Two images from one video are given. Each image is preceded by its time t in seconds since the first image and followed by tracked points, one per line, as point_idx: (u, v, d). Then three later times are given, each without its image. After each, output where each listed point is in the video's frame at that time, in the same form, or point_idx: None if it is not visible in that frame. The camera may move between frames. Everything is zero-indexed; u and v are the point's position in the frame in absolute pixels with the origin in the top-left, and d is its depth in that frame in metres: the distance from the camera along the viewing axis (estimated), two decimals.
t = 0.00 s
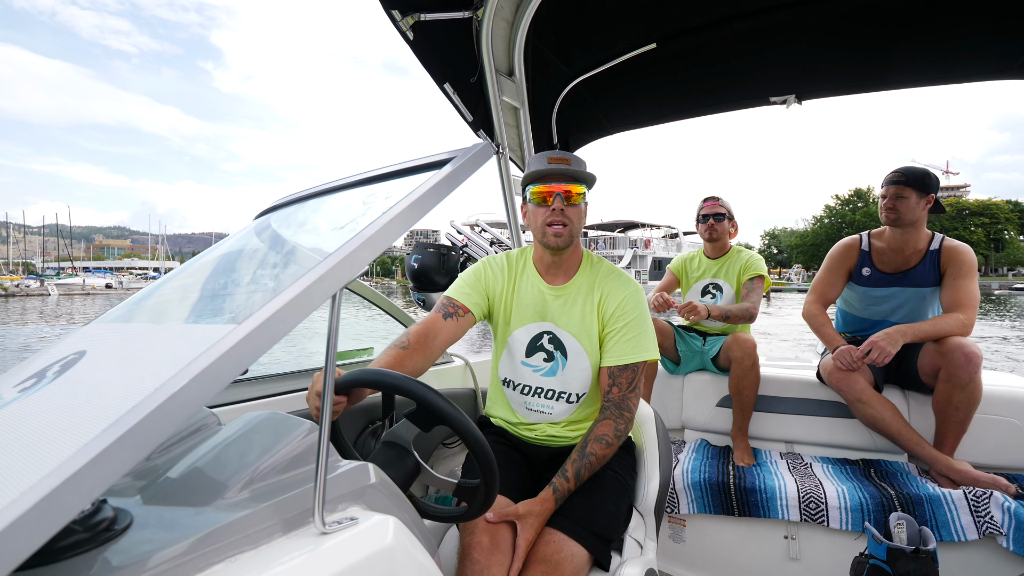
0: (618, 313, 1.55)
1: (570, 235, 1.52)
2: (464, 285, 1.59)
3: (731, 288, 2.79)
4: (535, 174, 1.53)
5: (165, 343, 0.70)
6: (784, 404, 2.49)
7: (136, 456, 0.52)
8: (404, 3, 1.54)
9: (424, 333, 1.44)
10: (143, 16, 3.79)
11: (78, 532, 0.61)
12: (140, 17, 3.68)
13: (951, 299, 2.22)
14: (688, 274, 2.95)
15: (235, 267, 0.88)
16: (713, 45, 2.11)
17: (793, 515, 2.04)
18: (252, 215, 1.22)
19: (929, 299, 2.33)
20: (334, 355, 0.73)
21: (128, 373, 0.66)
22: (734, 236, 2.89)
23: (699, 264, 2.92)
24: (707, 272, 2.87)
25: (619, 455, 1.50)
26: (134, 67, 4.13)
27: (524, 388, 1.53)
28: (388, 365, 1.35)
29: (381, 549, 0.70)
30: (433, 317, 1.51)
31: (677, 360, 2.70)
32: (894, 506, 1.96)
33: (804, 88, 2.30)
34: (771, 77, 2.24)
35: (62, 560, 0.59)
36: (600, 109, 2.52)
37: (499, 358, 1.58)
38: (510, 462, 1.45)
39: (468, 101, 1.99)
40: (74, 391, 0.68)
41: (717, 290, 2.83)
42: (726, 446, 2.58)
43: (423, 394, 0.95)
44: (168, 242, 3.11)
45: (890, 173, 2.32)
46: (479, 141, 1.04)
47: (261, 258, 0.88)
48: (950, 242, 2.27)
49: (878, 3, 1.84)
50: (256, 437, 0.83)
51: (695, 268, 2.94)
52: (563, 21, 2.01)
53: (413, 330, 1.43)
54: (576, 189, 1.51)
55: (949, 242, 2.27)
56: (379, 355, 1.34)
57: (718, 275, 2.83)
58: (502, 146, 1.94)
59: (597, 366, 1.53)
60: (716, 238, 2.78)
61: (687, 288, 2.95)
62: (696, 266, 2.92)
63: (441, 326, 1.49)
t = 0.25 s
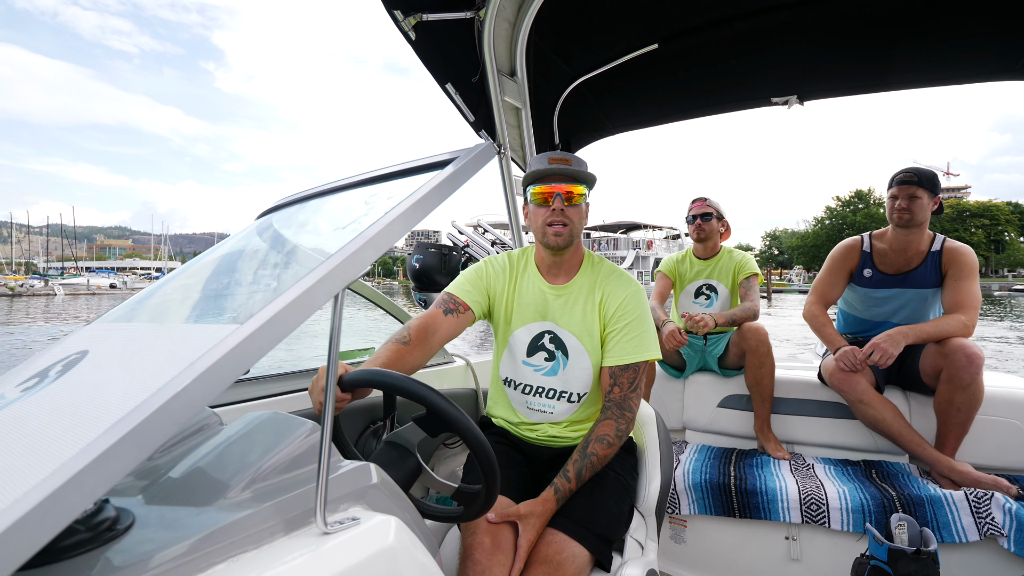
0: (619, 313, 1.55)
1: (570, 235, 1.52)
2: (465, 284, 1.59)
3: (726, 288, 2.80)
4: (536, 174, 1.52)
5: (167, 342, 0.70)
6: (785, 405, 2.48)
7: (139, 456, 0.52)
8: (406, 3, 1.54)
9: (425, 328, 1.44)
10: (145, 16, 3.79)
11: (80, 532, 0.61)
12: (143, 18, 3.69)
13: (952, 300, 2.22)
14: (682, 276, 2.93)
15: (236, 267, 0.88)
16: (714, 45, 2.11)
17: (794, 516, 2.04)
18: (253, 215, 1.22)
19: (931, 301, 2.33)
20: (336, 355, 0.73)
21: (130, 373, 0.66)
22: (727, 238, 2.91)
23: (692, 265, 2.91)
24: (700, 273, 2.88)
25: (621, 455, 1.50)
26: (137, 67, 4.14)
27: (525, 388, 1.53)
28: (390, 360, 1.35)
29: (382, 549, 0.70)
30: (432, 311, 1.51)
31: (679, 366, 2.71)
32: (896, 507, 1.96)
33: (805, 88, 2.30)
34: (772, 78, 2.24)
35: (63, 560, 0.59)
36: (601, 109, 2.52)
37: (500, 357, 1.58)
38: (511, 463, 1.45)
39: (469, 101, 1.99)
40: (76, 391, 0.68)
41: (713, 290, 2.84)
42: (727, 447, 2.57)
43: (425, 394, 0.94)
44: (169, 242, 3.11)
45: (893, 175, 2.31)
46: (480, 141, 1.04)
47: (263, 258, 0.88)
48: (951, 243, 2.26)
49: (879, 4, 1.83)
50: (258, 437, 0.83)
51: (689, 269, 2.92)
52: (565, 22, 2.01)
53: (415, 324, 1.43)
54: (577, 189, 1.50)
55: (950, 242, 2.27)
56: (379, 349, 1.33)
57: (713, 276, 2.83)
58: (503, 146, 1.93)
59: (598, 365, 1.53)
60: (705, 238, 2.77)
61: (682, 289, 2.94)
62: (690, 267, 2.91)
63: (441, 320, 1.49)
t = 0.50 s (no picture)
0: (619, 316, 1.55)
1: (564, 239, 1.52)
2: (465, 286, 1.59)
3: (730, 294, 2.80)
4: (533, 176, 1.52)
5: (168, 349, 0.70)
6: (785, 408, 2.48)
7: (140, 462, 0.52)
8: (406, 8, 1.55)
9: (426, 326, 1.45)
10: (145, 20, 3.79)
11: (79, 539, 0.61)
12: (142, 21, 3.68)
13: (952, 303, 2.22)
14: (686, 280, 2.92)
15: (236, 273, 0.88)
16: (713, 48, 2.12)
17: (794, 520, 2.03)
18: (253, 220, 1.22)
19: (930, 303, 2.33)
20: (336, 361, 0.73)
21: (130, 380, 0.66)
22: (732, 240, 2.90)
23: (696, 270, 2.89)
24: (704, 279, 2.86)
25: (620, 459, 1.50)
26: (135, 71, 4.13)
27: (525, 391, 1.52)
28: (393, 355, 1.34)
29: (381, 555, 0.70)
30: (433, 310, 1.52)
31: (680, 370, 2.71)
32: (896, 511, 1.96)
33: (804, 92, 2.30)
34: (771, 80, 2.24)
35: (62, 567, 0.58)
36: (600, 113, 2.53)
37: (499, 361, 1.58)
38: (511, 467, 1.45)
39: (469, 106, 2.00)
40: (76, 396, 0.68)
41: (716, 295, 2.83)
42: (727, 450, 2.57)
43: (424, 398, 0.94)
44: (168, 244, 3.11)
45: (893, 178, 2.31)
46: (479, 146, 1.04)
47: (263, 264, 0.88)
48: (950, 246, 2.27)
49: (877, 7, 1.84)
50: (258, 443, 0.83)
51: (692, 274, 2.90)
52: (563, 26, 2.01)
53: (416, 322, 1.44)
54: (572, 192, 1.49)
55: (949, 245, 2.27)
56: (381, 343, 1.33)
57: (717, 281, 2.83)
58: (503, 151, 1.94)
59: (598, 369, 1.53)
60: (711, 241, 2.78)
61: (684, 294, 2.93)
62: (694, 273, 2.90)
63: (442, 319, 1.50)
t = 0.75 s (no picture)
0: (619, 317, 1.55)
1: (556, 241, 1.52)
2: (464, 287, 1.59)
3: (734, 297, 2.79)
4: (527, 177, 1.53)
5: (168, 351, 0.70)
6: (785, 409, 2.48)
7: (139, 464, 0.53)
8: (406, 9, 1.55)
9: (427, 325, 1.45)
10: (144, 20, 3.79)
11: (78, 541, 0.61)
12: (141, 21, 3.69)
13: (951, 303, 2.22)
14: (692, 281, 2.93)
15: (237, 274, 0.88)
16: (713, 49, 2.12)
17: (795, 520, 2.03)
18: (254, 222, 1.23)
19: (930, 303, 2.33)
20: (336, 363, 0.73)
21: (130, 381, 0.66)
22: (740, 241, 2.89)
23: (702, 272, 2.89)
24: (709, 281, 2.86)
25: (621, 460, 1.49)
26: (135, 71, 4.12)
27: (524, 392, 1.52)
28: (392, 355, 1.33)
29: (381, 557, 0.70)
30: (434, 309, 1.52)
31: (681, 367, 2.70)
32: (897, 511, 1.96)
33: (804, 92, 2.30)
34: (770, 80, 2.25)
35: (63, 569, 0.58)
36: (600, 114, 2.53)
37: (499, 362, 1.58)
38: (511, 468, 1.45)
39: (469, 107, 2.00)
40: (75, 398, 0.68)
41: (722, 299, 2.82)
42: (728, 451, 2.57)
43: (423, 400, 0.94)
44: (168, 245, 3.10)
45: (893, 177, 2.31)
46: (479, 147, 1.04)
47: (264, 266, 0.89)
48: (950, 246, 2.27)
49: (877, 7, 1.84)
50: (258, 444, 0.83)
51: (699, 275, 2.91)
52: (563, 27, 2.01)
53: (417, 319, 1.44)
54: (562, 193, 1.47)
55: (949, 245, 2.27)
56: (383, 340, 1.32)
57: (723, 284, 2.82)
58: (503, 151, 1.94)
59: (597, 370, 1.53)
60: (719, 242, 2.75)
61: (690, 294, 2.93)
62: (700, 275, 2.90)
63: (442, 318, 1.50)
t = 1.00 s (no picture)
0: (619, 315, 1.55)
1: (551, 238, 1.51)
2: (466, 284, 1.59)
3: (732, 299, 2.80)
4: (521, 177, 1.52)
5: (172, 348, 0.70)
6: (787, 408, 2.48)
7: (145, 461, 0.53)
8: (408, 8, 1.55)
9: (434, 316, 1.45)
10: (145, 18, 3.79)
11: (84, 538, 0.61)
12: (141, 18, 3.69)
13: (953, 302, 2.22)
14: (689, 282, 2.92)
15: (241, 272, 0.89)
16: (715, 49, 2.12)
17: (797, 520, 2.03)
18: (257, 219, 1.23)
19: (931, 303, 2.33)
20: (340, 360, 0.73)
21: (135, 379, 0.66)
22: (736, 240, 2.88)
23: (699, 273, 2.88)
24: (708, 283, 2.85)
25: (623, 459, 1.49)
26: (135, 68, 4.12)
27: (526, 390, 1.52)
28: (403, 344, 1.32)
29: (386, 554, 0.70)
30: (441, 301, 1.52)
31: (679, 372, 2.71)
32: (900, 511, 1.95)
33: (806, 92, 2.30)
34: (773, 80, 2.24)
35: (68, 565, 0.58)
36: (602, 113, 2.52)
37: (499, 361, 1.58)
38: (514, 467, 1.45)
39: (472, 105, 2.01)
40: (80, 395, 0.68)
41: (719, 300, 2.83)
42: (730, 450, 2.57)
43: (425, 397, 0.94)
44: (169, 241, 3.10)
45: (894, 176, 2.30)
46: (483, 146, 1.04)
47: (268, 263, 0.89)
48: (950, 246, 2.26)
49: (881, 8, 1.83)
50: (262, 442, 0.83)
51: (696, 276, 2.89)
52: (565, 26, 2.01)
53: (424, 311, 1.44)
54: (556, 192, 1.46)
55: (951, 245, 2.27)
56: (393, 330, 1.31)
57: (721, 285, 2.81)
58: (505, 150, 1.94)
59: (599, 368, 1.53)
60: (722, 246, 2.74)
61: (688, 295, 2.92)
62: (697, 276, 2.89)
63: (449, 311, 1.50)
